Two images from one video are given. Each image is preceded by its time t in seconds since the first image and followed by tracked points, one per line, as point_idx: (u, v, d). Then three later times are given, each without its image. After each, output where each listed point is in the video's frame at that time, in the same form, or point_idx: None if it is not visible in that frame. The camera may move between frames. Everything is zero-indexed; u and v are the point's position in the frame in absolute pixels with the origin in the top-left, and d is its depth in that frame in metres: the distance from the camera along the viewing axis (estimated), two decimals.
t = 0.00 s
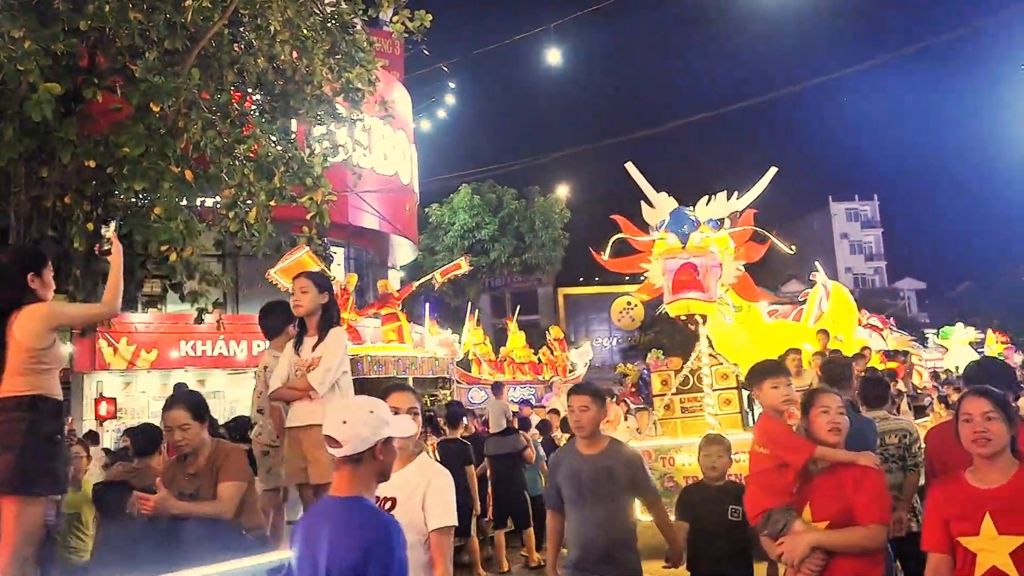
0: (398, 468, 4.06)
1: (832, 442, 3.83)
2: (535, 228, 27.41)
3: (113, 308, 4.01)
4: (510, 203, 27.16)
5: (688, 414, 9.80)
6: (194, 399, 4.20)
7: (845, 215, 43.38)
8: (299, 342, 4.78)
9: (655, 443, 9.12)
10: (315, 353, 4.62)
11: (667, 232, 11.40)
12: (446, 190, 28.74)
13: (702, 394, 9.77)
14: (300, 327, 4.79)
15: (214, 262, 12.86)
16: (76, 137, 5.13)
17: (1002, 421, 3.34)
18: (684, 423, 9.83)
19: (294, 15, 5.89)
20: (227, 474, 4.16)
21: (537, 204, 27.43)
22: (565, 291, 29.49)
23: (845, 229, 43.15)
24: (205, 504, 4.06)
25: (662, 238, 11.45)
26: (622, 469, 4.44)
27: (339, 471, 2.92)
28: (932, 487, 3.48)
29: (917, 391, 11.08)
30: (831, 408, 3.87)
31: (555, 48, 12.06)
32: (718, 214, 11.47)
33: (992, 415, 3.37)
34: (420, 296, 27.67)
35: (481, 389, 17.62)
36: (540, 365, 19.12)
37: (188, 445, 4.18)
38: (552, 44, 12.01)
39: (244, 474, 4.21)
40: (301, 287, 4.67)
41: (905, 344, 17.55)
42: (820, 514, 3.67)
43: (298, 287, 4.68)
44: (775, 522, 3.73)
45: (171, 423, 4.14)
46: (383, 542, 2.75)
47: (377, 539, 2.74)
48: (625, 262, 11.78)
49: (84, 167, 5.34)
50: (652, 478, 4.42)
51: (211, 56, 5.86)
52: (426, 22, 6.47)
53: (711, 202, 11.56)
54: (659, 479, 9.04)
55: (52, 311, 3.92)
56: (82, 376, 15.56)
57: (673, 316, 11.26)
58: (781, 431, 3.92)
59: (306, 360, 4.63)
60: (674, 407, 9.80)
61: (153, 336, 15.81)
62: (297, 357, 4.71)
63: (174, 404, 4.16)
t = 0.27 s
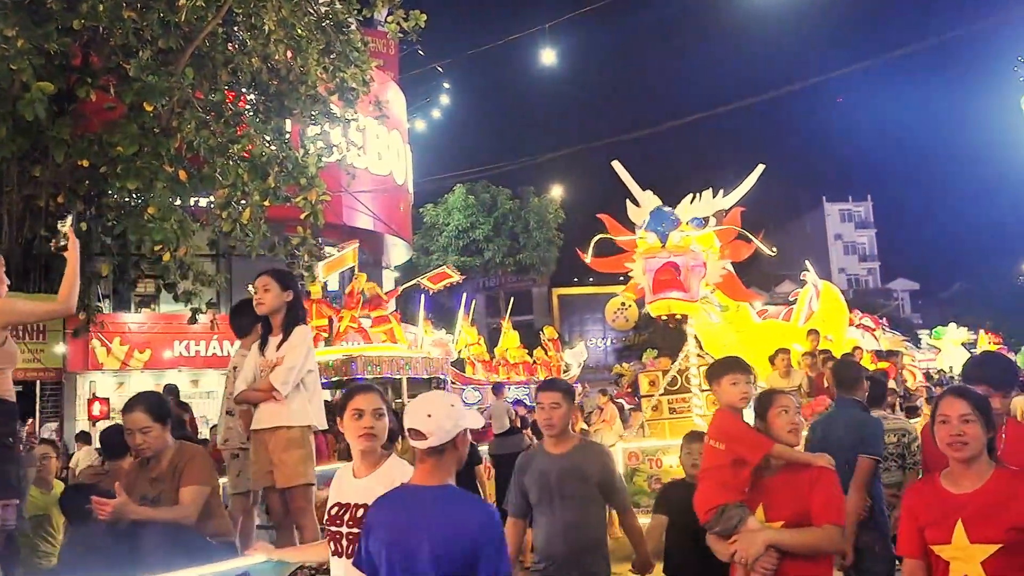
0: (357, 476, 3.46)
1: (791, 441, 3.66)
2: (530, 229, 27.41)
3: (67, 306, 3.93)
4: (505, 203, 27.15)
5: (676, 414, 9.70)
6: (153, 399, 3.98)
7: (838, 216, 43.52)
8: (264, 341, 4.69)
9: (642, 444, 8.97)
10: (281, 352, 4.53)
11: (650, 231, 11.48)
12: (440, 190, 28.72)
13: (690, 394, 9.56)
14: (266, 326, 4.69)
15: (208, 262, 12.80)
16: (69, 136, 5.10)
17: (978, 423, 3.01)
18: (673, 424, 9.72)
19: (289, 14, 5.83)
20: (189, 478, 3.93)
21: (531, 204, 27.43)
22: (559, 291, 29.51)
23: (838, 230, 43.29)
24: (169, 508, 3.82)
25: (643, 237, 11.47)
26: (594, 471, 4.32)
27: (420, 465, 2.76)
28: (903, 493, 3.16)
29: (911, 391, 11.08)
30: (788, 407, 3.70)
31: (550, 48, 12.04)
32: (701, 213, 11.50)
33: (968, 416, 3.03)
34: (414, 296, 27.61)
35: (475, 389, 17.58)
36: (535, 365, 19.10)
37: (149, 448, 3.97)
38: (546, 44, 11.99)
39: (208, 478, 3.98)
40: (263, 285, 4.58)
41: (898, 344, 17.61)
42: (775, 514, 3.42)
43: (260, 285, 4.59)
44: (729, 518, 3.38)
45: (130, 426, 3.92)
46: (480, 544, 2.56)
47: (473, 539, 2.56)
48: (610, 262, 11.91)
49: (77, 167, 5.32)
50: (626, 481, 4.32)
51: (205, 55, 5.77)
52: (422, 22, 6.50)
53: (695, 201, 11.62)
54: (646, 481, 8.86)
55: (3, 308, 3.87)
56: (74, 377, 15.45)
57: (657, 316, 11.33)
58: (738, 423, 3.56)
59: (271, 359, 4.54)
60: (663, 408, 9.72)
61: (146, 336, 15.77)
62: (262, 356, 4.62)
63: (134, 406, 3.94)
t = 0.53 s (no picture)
0: (313, 484, 3.44)
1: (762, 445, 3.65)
2: (525, 229, 27.42)
3: (22, 299, 3.96)
4: (500, 203, 27.16)
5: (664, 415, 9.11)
6: (121, 400, 3.93)
7: (832, 216, 43.60)
8: (231, 337, 4.68)
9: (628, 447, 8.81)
10: (247, 347, 4.50)
11: (624, 231, 11.43)
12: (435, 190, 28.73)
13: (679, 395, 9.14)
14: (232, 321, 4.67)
15: (202, 261, 12.82)
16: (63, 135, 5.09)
17: (965, 432, 3.08)
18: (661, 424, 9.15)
19: (285, 14, 5.83)
20: (154, 481, 3.91)
21: (526, 204, 27.44)
22: (554, 292, 29.53)
23: (833, 231, 43.37)
24: (131, 513, 3.82)
25: (616, 239, 11.43)
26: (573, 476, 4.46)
27: (476, 455, 3.42)
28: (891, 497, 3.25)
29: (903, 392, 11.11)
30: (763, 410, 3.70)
31: (546, 49, 12.06)
32: (683, 212, 11.71)
33: (956, 425, 3.10)
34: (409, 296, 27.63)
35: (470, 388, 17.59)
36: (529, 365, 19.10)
37: (113, 450, 3.90)
38: (542, 44, 12.01)
39: (172, 481, 3.95)
40: (228, 279, 4.53)
41: (891, 344, 17.65)
42: (750, 521, 3.53)
43: (225, 278, 4.53)
44: (708, 527, 3.47)
45: (95, 427, 3.86)
46: (519, 531, 3.24)
47: (514, 526, 3.24)
48: (593, 263, 11.92)
49: (71, 166, 5.31)
50: (600, 487, 4.48)
51: (200, 54, 5.82)
52: (417, 23, 6.49)
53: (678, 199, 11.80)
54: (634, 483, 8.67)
55: None
56: (68, 376, 15.46)
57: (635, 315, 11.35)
58: (710, 428, 3.63)
59: (237, 355, 4.51)
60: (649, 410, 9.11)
61: (141, 336, 15.79)
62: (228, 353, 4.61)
63: (98, 406, 3.87)
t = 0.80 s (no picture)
0: (256, 482, 3.51)
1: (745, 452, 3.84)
2: (522, 229, 27.40)
3: None
4: (497, 203, 27.14)
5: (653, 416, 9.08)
6: (85, 400, 4.01)
7: (829, 217, 43.62)
8: (203, 338, 4.68)
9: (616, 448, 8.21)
10: (219, 349, 4.49)
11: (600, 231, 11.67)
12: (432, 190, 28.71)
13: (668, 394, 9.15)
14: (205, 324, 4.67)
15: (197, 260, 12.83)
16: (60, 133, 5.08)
17: (959, 430, 3.10)
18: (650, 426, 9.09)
19: (283, 12, 5.83)
20: (117, 484, 3.95)
21: (523, 204, 27.42)
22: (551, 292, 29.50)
23: (830, 231, 43.39)
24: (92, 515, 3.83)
25: (592, 238, 11.66)
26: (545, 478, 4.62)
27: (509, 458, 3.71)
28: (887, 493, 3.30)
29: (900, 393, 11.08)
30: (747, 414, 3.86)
31: (543, 49, 12.06)
32: (661, 208, 11.74)
33: (950, 422, 3.12)
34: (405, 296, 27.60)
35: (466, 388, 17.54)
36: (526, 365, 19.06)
37: (76, 450, 3.97)
38: (540, 45, 12.01)
39: (136, 483, 4.00)
40: (201, 276, 4.50)
41: (888, 345, 17.64)
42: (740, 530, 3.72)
43: (200, 276, 4.52)
44: (699, 537, 3.66)
45: (58, 426, 3.93)
46: (550, 530, 3.50)
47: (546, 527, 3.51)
48: (578, 262, 11.97)
49: (68, 164, 5.30)
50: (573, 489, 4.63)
51: (197, 52, 5.82)
52: (414, 22, 6.49)
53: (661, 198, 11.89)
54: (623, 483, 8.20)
55: None
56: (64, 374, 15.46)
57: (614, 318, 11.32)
58: (694, 435, 3.86)
59: (209, 358, 4.50)
60: (638, 410, 9.07)
61: (137, 334, 15.79)
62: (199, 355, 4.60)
63: (62, 405, 3.96)
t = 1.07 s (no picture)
0: (213, 487, 3.38)
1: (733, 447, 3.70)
2: (520, 228, 27.41)
3: None
4: (495, 202, 27.16)
5: (643, 417, 9.04)
6: (50, 401, 4.02)
7: (827, 217, 43.68)
8: (174, 335, 4.64)
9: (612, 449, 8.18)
10: (189, 346, 4.43)
11: (573, 229, 11.65)
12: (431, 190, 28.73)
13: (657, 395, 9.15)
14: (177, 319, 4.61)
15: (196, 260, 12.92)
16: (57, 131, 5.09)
17: (933, 433, 2.97)
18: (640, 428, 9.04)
19: (280, 10, 5.84)
20: (78, 488, 3.93)
21: (521, 204, 27.43)
22: (549, 291, 29.52)
23: (827, 231, 43.46)
24: (51, 519, 3.82)
25: (567, 237, 11.62)
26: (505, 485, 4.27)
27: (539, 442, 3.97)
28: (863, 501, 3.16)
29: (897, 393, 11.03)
30: (736, 410, 3.73)
31: (542, 49, 12.07)
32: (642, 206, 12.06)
33: (922, 425, 2.99)
34: (403, 295, 27.62)
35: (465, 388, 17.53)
36: (524, 364, 19.04)
37: (40, 452, 3.97)
38: (538, 44, 12.03)
39: (97, 487, 3.97)
40: (177, 270, 4.48)
41: (886, 345, 17.63)
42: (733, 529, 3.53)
43: (174, 269, 4.48)
44: (683, 534, 3.47)
45: (20, 428, 3.94)
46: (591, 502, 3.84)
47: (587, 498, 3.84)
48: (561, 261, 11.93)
49: (65, 163, 5.30)
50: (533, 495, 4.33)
51: (196, 51, 5.80)
52: (412, 21, 6.48)
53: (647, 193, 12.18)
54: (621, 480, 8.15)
55: None
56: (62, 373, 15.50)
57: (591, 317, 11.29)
58: (683, 430, 3.73)
59: (179, 355, 4.45)
60: (628, 410, 9.07)
61: (134, 333, 15.73)
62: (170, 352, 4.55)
63: (24, 407, 3.97)
